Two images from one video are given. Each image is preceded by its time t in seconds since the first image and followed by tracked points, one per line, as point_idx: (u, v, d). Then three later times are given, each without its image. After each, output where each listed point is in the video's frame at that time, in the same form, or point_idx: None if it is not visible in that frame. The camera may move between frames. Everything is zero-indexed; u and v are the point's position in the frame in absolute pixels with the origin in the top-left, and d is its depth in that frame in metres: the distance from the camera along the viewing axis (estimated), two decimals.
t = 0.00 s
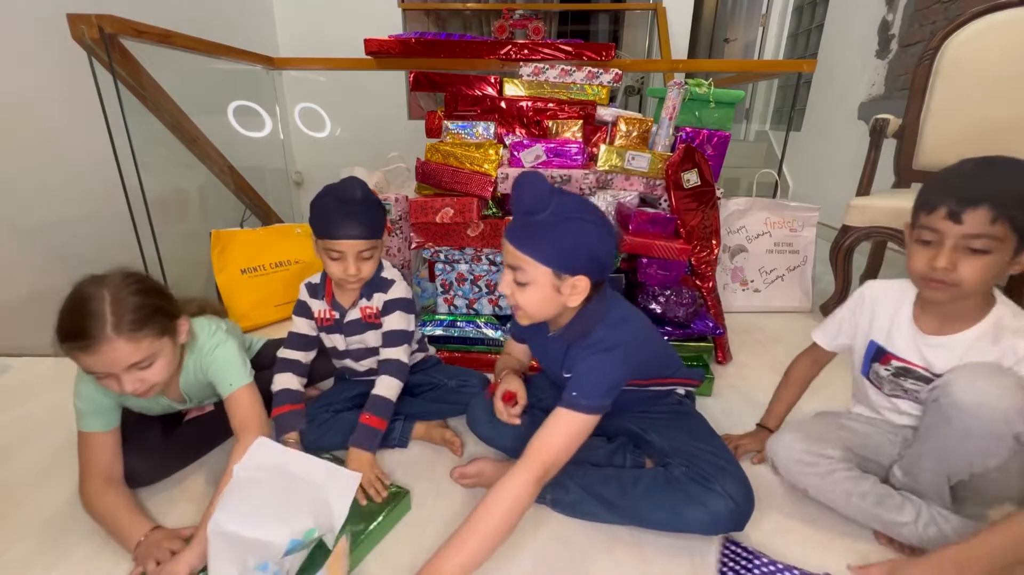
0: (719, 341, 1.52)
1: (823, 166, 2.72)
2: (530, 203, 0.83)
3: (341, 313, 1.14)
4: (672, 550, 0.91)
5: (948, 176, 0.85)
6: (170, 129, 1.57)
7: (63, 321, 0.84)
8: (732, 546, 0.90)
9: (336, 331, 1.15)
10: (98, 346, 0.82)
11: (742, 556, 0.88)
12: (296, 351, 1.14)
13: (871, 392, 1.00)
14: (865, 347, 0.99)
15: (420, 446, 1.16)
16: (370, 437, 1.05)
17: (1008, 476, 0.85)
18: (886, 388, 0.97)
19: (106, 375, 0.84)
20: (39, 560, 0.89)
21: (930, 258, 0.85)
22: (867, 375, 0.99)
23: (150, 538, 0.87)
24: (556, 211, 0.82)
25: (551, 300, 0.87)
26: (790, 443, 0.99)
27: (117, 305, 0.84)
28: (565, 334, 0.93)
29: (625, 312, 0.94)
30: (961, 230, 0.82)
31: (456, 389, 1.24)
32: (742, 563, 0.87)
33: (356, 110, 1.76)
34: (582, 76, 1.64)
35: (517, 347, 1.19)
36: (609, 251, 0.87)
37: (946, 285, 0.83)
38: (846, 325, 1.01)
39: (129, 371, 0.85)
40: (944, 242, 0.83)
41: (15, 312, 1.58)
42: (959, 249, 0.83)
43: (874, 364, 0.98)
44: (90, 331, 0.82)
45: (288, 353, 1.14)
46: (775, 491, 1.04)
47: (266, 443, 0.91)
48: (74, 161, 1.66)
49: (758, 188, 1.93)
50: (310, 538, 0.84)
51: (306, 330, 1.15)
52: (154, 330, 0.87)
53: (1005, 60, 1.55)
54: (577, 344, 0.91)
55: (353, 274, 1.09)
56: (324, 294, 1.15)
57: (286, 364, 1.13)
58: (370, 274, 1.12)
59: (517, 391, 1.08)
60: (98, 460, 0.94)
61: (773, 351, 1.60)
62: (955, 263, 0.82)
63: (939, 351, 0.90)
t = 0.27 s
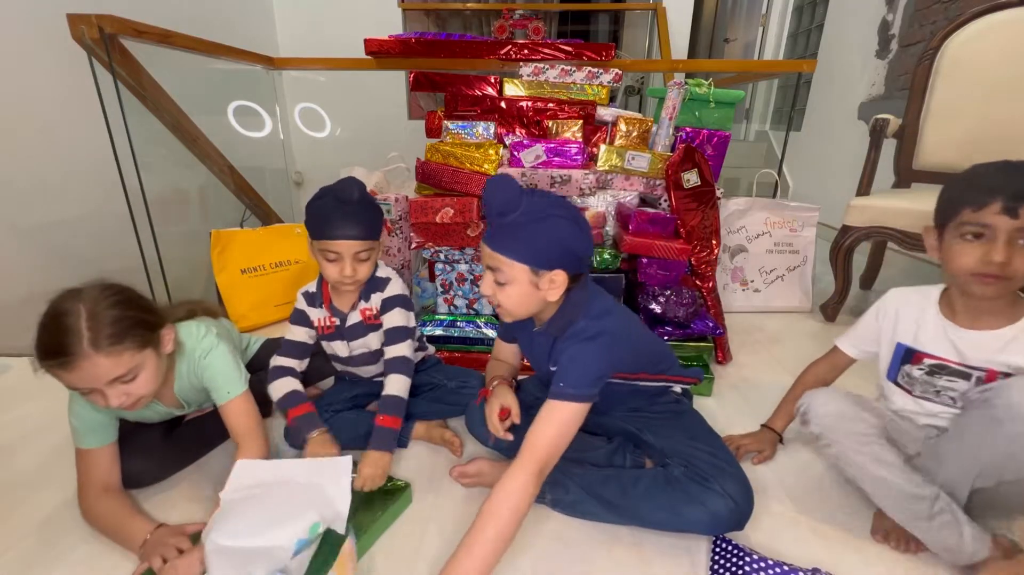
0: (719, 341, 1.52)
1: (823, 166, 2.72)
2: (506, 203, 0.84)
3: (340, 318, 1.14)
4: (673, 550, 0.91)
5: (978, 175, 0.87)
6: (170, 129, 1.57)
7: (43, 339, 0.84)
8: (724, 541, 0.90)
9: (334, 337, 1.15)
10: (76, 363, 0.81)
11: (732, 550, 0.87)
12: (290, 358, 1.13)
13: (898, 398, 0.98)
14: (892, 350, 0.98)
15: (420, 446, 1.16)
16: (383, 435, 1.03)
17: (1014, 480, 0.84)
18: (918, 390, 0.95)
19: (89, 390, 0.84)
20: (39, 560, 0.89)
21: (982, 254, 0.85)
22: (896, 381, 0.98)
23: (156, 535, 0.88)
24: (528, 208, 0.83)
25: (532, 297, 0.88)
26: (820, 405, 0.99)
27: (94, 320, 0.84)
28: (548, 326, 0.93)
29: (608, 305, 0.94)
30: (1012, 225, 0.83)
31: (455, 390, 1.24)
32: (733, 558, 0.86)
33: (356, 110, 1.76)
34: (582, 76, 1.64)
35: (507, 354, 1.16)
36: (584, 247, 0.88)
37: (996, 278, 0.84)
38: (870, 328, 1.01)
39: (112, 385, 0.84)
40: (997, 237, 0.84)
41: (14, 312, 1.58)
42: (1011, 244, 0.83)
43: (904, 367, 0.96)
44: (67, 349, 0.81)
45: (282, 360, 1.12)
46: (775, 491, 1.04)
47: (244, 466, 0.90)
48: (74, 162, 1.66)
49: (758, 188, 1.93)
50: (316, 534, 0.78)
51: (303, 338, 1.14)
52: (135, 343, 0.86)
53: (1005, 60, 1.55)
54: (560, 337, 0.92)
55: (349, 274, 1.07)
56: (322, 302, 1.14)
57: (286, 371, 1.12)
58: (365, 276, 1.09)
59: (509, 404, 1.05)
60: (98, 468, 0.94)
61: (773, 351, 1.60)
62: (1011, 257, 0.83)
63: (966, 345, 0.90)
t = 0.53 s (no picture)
0: (720, 341, 1.52)
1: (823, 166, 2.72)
2: (554, 164, 0.86)
3: (347, 332, 1.11)
4: (672, 550, 0.91)
5: (976, 186, 0.88)
6: (170, 129, 1.57)
7: (32, 343, 0.84)
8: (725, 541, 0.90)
9: (340, 351, 1.13)
10: (64, 365, 0.81)
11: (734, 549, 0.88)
12: (300, 373, 1.09)
13: (921, 403, 0.97)
14: (908, 356, 0.97)
15: (421, 446, 1.16)
16: (398, 441, 1.01)
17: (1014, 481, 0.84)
18: (938, 395, 0.94)
19: (80, 392, 0.84)
20: (38, 560, 0.89)
21: (970, 268, 0.86)
22: (915, 386, 0.97)
23: (153, 530, 0.88)
24: (582, 169, 0.86)
25: (586, 259, 0.89)
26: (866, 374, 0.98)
27: (81, 321, 0.83)
28: (579, 289, 0.94)
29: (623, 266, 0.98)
30: (1000, 238, 0.83)
31: (456, 390, 1.24)
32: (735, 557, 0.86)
33: (356, 110, 1.76)
34: (583, 76, 1.64)
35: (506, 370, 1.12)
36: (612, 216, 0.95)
37: (985, 291, 0.84)
38: (875, 331, 1.01)
39: (103, 386, 0.84)
40: (984, 251, 0.85)
41: (14, 312, 1.58)
42: (1000, 257, 0.84)
43: (922, 373, 0.95)
44: (55, 351, 0.81)
45: (291, 376, 1.09)
46: (775, 491, 1.04)
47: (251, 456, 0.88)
48: (74, 162, 1.66)
49: (758, 188, 1.93)
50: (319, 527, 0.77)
51: (307, 350, 1.11)
52: (123, 342, 0.86)
53: (1007, 60, 1.54)
54: (594, 299, 0.92)
55: (351, 287, 1.04)
56: (326, 314, 1.10)
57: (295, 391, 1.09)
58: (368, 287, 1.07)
59: (508, 423, 1.01)
60: (94, 467, 0.94)
61: (773, 351, 1.60)
62: (999, 271, 0.83)
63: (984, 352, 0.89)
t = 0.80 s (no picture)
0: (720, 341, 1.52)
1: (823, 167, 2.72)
2: (635, 141, 0.91)
3: (351, 340, 1.10)
4: (672, 546, 0.91)
5: (968, 184, 0.87)
6: (170, 129, 1.57)
7: (24, 343, 0.84)
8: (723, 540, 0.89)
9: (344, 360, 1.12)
10: (57, 363, 0.81)
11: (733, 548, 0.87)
12: (306, 382, 1.08)
13: (911, 406, 0.98)
14: (901, 355, 0.97)
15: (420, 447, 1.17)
16: (414, 433, 1.01)
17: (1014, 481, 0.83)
18: (931, 397, 0.95)
19: (75, 391, 0.84)
20: (38, 560, 0.89)
21: (957, 266, 0.86)
22: (906, 388, 0.98)
23: (163, 524, 0.89)
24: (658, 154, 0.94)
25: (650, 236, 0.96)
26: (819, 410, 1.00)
27: (73, 318, 0.83)
28: (638, 265, 0.99)
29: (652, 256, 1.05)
30: (986, 238, 0.83)
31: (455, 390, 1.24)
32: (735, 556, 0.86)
33: (356, 110, 1.76)
34: (582, 76, 1.64)
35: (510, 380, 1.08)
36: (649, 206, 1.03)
37: (973, 290, 0.85)
38: (870, 330, 1.01)
39: (97, 383, 0.84)
40: (970, 250, 0.85)
41: (13, 312, 1.58)
42: (986, 257, 0.84)
43: (913, 373, 0.96)
44: (47, 349, 0.81)
45: (298, 386, 1.08)
46: (775, 492, 1.04)
47: (264, 437, 0.88)
48: (74, 162, 1.66)
49: (758, 188, 1.93)
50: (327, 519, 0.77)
51: (310, 358, 1.09)
52: (116, 339, 0.86)
53: (1007, 60, 1.54)
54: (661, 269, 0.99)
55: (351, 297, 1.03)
56: (329, 322, 1.09)
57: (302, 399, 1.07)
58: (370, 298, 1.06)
59: (516, 447, 0.98)
60: (94, 468, 0.94)
61: (773, 351, 1.60)
62: (984, 271, 0.83)
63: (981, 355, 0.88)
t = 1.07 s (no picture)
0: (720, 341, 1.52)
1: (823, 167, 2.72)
2: (729, 145, 0.84)
3: (355, 329, 1.11)
4: (671, 544, 0.92)
5: (985, 185, 0.86)
6: (169, 129, 1.57)
7: (24, 345, 0.84)
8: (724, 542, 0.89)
9: (346, 349, 1.12)
10: (58, 364, 0.81)
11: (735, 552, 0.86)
12: (313, 373, 1.08)
13: (914, 409, 0.94)
14: (909, 357, 0.95)
15: (420, 446, 1.16)
16: (416, 415, 1.04)
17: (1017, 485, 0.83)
18: (934, 394, 0.91)
19: (77, 391, 0.84)
20: (38, 560, 0.89)
21: (967, 265, 0.86)
22: (911, 390, 0.94)
23: (167, 522, 0.89)
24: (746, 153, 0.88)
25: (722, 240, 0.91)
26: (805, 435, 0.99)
27: (73, 318, 0.83)
28: (700, 264, 0.97)
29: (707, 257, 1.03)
30: (996, 238, 0.83)
31: (455, 391, 1.24)
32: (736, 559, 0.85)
33: (356, 110, 1.76)
34: (582, 76, 1.64)
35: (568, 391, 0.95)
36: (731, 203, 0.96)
37: (983, 290, 0.84)
38: (883, 339, 0.98)
39: (99, 383, 0.84)
40: (980, 250, 0.85)
41: (14, 312, 1.58)
42: (996, 256, 0.83)
43: (921, 372, 0.93)
44: (49, 350, 0.81)
45: (304, 377, 1.08)
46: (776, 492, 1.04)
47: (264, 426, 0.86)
48: (74, 162, 1.66)
49: (758, 188, 1.93)
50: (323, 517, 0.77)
51: (315, 350, 1.09)
52: (117, 339, 0.86)
53: (1007, 60, 1.54)
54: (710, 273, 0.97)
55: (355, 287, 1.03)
56: (332, 312, 1.09)
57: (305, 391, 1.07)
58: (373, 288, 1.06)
59: (582, 469, 0.86)
60: (94, 468, 0.94)
61: (773, 351, 1.60)
62: (992, 270, 0.83)
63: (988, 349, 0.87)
